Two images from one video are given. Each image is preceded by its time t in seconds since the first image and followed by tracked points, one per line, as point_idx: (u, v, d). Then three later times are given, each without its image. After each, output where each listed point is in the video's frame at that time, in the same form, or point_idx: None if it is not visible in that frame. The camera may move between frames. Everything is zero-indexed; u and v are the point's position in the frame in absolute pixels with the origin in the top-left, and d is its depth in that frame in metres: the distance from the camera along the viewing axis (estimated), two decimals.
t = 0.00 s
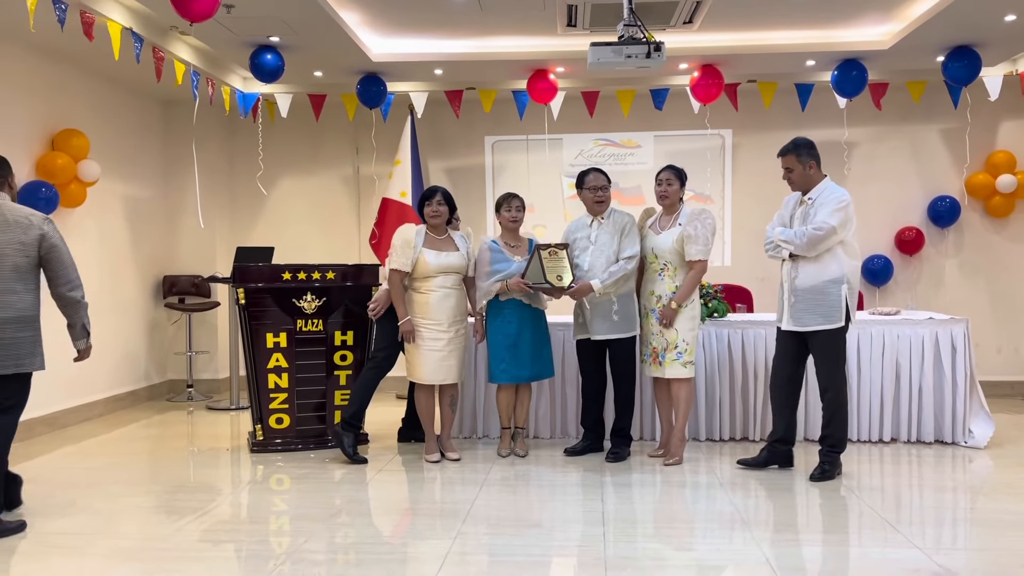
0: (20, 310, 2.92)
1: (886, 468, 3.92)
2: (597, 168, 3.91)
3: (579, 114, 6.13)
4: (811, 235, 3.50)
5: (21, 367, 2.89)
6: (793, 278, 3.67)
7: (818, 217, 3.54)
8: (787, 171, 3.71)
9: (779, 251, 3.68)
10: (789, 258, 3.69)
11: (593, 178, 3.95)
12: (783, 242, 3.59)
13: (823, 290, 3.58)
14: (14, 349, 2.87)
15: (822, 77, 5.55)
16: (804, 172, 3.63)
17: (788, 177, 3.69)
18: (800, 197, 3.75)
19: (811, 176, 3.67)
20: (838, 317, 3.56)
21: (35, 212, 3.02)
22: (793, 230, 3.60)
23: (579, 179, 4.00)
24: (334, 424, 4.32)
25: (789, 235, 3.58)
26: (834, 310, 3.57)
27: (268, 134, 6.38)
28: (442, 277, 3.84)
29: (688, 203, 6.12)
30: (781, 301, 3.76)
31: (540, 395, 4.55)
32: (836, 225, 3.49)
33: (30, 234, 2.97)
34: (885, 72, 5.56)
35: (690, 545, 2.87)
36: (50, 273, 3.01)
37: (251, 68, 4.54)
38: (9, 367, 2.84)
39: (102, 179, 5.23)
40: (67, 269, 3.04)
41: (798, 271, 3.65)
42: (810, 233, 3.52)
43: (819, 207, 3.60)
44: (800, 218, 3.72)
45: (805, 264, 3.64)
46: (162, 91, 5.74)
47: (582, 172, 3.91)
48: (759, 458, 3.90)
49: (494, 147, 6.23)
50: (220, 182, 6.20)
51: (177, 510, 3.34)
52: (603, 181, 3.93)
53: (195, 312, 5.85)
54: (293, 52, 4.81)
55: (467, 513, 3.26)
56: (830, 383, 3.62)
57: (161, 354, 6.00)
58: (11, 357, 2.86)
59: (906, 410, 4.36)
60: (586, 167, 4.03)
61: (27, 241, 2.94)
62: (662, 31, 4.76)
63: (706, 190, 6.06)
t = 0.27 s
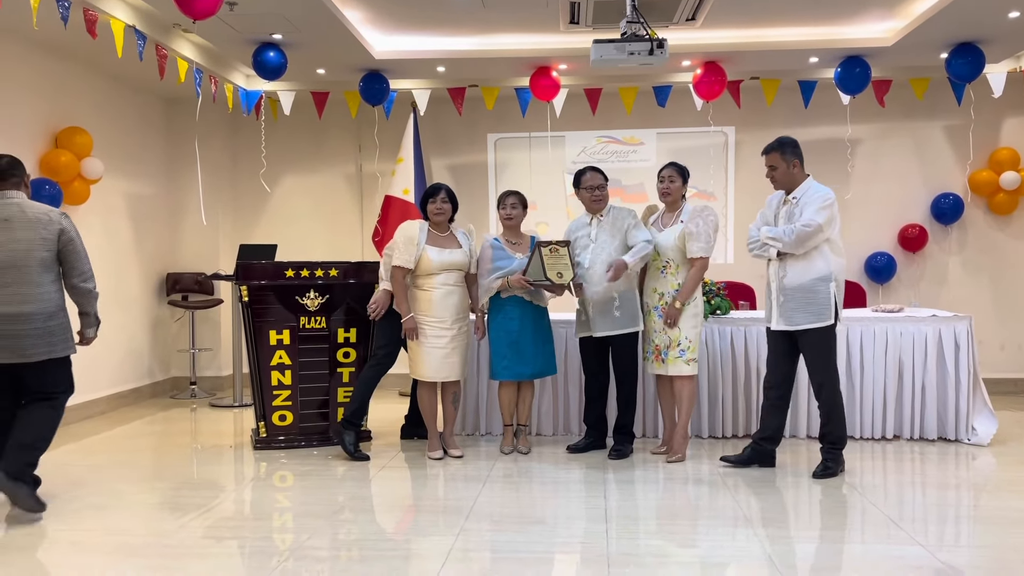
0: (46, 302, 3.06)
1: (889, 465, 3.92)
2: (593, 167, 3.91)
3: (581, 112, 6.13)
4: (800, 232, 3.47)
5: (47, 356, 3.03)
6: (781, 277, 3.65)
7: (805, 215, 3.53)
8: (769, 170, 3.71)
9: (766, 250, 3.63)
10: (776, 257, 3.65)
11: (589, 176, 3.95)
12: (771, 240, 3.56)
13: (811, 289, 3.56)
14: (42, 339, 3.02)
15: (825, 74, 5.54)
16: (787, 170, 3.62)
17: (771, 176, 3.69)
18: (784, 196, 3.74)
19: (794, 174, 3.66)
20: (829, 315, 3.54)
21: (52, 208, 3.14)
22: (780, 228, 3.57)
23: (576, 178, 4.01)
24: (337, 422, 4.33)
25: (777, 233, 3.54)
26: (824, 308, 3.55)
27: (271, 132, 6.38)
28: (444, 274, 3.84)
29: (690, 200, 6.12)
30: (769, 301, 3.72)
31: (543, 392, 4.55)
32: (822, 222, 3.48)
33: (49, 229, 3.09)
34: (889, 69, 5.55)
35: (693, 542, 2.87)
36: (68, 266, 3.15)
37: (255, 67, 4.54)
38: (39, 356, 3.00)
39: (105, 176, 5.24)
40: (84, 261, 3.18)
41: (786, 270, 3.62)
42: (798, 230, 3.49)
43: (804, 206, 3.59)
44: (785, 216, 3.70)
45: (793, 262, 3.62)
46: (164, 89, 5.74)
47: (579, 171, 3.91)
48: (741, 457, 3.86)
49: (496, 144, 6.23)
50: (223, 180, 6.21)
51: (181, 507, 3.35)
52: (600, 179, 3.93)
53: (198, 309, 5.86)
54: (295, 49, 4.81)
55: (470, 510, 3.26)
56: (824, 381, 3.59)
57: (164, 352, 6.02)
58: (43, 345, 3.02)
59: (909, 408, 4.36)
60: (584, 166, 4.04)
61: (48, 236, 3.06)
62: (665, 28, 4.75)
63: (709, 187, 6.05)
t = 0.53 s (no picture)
0: (66, 297, 3.39)
1: (893, 463, 3.91)
2: (593, 165, 3.91)
3: (584, 109, 6.12)
4: (788, 229, 3.44)
5: (66, 347, 3.37)
6: (764, 274, 3.62)
7: (789, 212, 3.51)
8: (750, 166, 3.68)
9: (748, 247, 3.59)
10: (759, 254, 3.61)
11: (588, 175, 3.94)
12: (756, 237, 3.52)
13: (794, 285, 3.55)
14: (60, 330, 3.35)
15: (829, 72, 5.53)
16: (770, 166, 3.59)
17: (751, 172, 3.66)
18: (763, 192, 3.71)
19: (775, 171, 3.64)
20: (809, 311, 3.54)
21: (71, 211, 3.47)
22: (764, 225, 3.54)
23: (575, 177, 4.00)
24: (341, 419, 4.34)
25: (762, 229, 3.51)
26: (804, 304, 3.55)
27: (274, 130, 6.39)
28: (447, 272, 3.84)
29: (694, 197, 6.11)
30: (750, 298, 3.69)
31: (546, 390, 4.55)
32: (807, 219, 3.47)
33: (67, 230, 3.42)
34: (892, 66, 5.53)
35: (695, 539, 2.87)
36: (85, 264, 3.45)
37: (257, 63, 4.58)
38: (58, 346, 3.34)
39: (109, 174, 5.25)
40: (99, 260, 3.48)
41: (769, 266, 3.60)
42: (785, 227, 3.46)
43: (786, 203, 3.57)
44: (765, 214, 3.67)
45: (776, 259, 3.60)
46: (167, 87, 5.75)
47: (578, 170, 3.91)
48: (743, 457, 3.86)
49: (499, 142, 6.23)
50: (226, 178, 6.22)
51: (184, 504, 3.37)
52: (600, 178, 3.92)
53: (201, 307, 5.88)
54: (298, 47, 4.81)
55: (472, 508, 3.27)
56: (803, 374, 3.59)
57: (168, 349, 6.04)
58: (61, 336, 3.35)
59: (912, 405, 4.35)
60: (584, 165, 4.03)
61: (66, 238, 3.39)
62: (668, 25, 4.75)
63: (712, 185, 6.05)
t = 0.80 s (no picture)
0: (96, 295, 3.60)
1: (896, 461, 3.91)
2: (594, 163, 3.91)
3: (587, 107, 6.12)
4: (786, 224, 3.43)
5: (95, 343, 3.60)
6: (760, 270, 3.60)
7: (786, 208, 3.50)
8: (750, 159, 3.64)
9: (745, 245, 3.57)
10: (755, 250, 3.59)
11: (590, 172, 3.94)
12: (753, 234, 3.51)
13: (790, 282, 3.54)
14: (90, 328, 3.57)
15: (833, 69, 5.52)
16: (769, 161, 3.58)
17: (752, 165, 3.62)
18: (758, 188, 3.70)
19: (772, 166, 3.63)
20: (805, 308, 3.53)
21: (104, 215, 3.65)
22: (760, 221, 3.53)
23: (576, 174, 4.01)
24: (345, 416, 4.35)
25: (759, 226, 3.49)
26: (801, 300, 3.53)
27: (277, 128, 6.40)
28: (450, 270, 3.85)
29: (697, 195, 6.11)
30: (745, 294, 3.67)
31: (548, 387, 4.56)
32: (804, 215, 3.47)
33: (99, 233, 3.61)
34: (896, 63, 5.52)
35: (699, 536, 2.88)
36: (115, 265, 3.65)
37: (261, 61, 4.58)
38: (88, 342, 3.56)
39: (113, 172, 5.26)
40: (127, 262, 3.68)
41: (765, 262, 3.58)
42: (782, 223, 3.45)
43: (782, 199, 3.57)
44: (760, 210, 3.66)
45: (772, 255, 3.58)
46: (171, 84, 5.76)
47: (580, 168, 3.92)
48: (746, 454, 3.86)
49: (502, 140, 6.23)
50: (230, 175, 6.23)
51: (188, 500, 3.38)
52: (601, 175, 3.92)
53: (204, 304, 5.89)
54: (301, 45, 4.82)
55: (475, 504, 3.27)
56: (795, 372, 3.59)
57: (171, 346, 6.05)
58: (91, 334, 3.57)
59: (915, 403, 4.35)
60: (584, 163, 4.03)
61: (98, 240, 3.59)
62: (671, 22, 4.74)
63: (715, 182, 6.04)
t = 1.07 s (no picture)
0: (120, 289, 3.76)
1: (899, 459, 3.91)
2: (598, 161, 3.91)
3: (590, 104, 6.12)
4: (791, 219, 3.43)
5: (121, 334, 3.75)
6: (764, 265, 3.59)
7: (794, 202, 3.49)
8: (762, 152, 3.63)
9: (750, 239, 3.57)
10: (761, 245, 3.58)
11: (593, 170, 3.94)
12: (758, 227, 3.50)
13: (792, 278, 3.53)
14: (116, 320, 3.72)
15: (836, 67, 5.51)
16: (781, 156, 3.57)
17: (765, 158, 3.60)
18: (768, 185, 3.69)
19: (784, 162, 3.63)
20: (807, 306, 3.53)
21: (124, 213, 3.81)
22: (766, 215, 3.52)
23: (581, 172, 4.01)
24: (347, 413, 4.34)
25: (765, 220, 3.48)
26: (803, 299, 3.52)
27: (280, 125, 6.40)
28: (452, 268, 3.85)
29: (700, 192, 6.10)
30: (748, 290, 3.66)
31: (551, 385, 4.55)
32: (811, 211, 3.46)
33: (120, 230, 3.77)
34: (900, 61, 5.51)
35: (701, 535, 2.87)
36: (136, 260, 3.82)
37: (263, 58, 4.56)
38: (114, 333, 3.71)
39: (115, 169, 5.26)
40: (149, 257, 3.85)
41: (769, 257, 3.57)
42: (789, 217, 3.45)
43: (791, 195, 3.56)
44: (768, 206, 3.66)
45: (777, 250, 3.57)
46: (173, 82, 5.76)
47: (583, 164, 3.91)
48: (749, 451, 3.86)
49: (505, 137, 6.22)
50: (232, 173, 6.23)
51: (190, 497, 3.38)
52: (601, 174, 3.90)
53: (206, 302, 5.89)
54: (303, 42, 4.81)
55: (477, 502, 3.27)
56: (801, 370, 3.59)
57: (174, 344, 6.06)
58: (117, 325, 3.73)
59: (919, 401, 4.34)
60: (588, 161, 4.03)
61: (119, 237, 3.74)
62: (675, 20, 4.73)
63: (718, 180, 6.03)
